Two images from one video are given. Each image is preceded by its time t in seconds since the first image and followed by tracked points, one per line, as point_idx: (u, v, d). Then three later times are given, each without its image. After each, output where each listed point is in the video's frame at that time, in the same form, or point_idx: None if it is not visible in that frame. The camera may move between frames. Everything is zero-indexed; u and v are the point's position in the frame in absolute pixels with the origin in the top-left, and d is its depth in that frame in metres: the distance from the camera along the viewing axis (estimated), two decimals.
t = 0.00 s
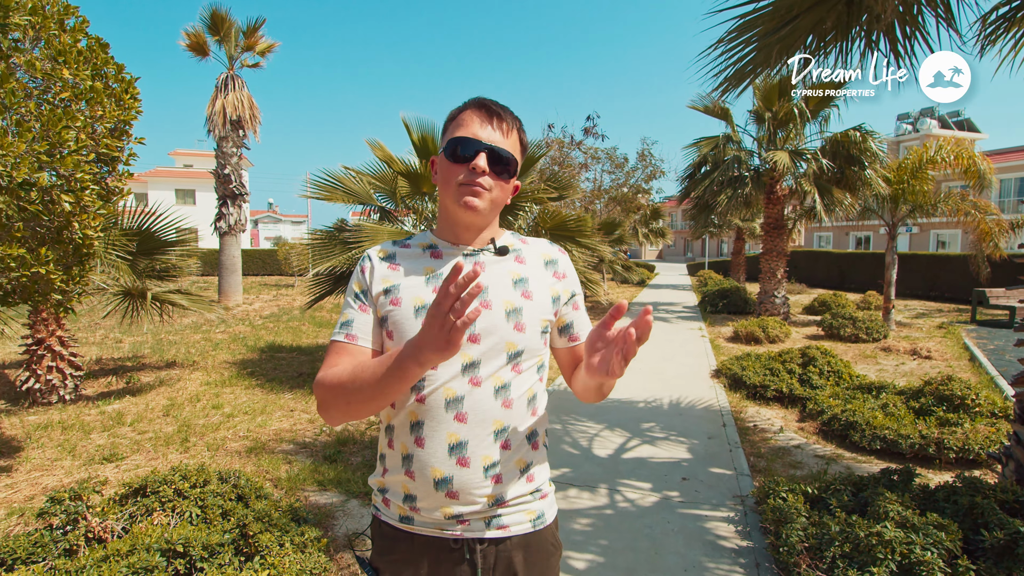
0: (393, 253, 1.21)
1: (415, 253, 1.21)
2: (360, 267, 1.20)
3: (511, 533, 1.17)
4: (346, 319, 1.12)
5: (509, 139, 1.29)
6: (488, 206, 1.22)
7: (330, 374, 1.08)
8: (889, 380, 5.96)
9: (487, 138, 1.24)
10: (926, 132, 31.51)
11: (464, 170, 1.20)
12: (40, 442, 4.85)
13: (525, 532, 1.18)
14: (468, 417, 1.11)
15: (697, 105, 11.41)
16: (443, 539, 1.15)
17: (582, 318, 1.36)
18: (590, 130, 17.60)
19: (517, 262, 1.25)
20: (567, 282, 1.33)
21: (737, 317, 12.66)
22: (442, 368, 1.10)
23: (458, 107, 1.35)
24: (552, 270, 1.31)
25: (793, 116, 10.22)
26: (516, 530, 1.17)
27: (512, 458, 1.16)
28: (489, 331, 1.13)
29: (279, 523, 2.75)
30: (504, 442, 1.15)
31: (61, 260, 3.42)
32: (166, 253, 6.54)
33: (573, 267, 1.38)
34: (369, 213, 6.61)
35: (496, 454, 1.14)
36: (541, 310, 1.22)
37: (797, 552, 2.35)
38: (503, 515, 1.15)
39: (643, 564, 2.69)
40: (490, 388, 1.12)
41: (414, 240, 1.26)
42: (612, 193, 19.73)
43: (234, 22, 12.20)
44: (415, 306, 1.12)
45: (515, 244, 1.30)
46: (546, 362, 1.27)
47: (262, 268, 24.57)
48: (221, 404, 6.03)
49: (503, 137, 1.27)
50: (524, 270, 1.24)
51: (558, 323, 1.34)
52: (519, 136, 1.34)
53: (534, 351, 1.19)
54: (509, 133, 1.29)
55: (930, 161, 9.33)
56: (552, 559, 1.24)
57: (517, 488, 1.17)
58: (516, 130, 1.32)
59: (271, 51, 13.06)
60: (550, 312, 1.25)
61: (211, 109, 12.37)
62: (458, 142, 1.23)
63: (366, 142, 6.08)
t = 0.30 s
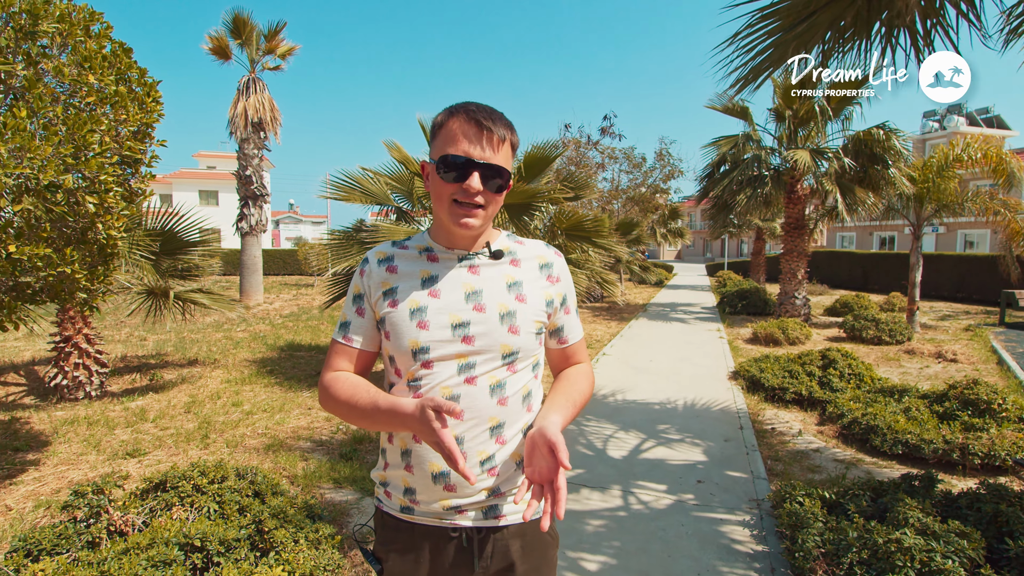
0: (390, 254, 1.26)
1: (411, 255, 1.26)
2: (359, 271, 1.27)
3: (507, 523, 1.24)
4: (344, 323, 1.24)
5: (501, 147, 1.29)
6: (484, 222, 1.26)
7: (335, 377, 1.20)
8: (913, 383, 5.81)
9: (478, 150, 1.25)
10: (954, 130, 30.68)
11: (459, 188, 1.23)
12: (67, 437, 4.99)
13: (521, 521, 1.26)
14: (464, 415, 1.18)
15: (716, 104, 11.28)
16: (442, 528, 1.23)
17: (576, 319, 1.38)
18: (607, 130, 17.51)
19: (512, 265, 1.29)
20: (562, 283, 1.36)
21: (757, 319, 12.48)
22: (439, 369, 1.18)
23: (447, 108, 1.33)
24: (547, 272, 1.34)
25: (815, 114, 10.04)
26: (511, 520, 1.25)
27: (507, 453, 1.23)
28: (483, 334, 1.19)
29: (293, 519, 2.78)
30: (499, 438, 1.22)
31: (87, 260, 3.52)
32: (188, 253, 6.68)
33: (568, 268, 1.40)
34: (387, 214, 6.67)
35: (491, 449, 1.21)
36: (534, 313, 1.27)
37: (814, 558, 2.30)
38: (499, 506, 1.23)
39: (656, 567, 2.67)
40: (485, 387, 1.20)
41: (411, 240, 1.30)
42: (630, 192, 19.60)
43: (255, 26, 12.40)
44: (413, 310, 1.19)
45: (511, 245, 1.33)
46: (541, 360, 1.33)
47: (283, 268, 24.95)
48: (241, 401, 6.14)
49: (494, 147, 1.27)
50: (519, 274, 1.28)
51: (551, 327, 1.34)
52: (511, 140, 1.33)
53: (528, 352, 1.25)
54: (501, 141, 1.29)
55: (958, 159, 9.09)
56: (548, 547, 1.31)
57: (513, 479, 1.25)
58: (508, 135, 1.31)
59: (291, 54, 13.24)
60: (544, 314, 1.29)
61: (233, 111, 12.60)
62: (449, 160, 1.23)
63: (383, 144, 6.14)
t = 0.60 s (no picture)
0: (383, 260, 1.31)
1: (402, 261, 1.30)
2: (355, 276, 1.33)
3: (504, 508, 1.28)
4: (342, 328, 1.31)
5: (483, 148, 1.31)
6: (471, 218, 1.28)
7: (340, 380, 1.30)
8: (937, 387, 5.66)
9: (459, 153, 1.28)
10: (983, 127, 29.85)
11: (444, 188, 1.25)
12: (92, 432, 5.12)
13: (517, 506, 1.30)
14: (458, 413, 1.22)
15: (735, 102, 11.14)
16: (442, 512, 1.27)
17: (566, 315, 1.39)
18: (624, 130, 17.42)
19: (501, 266, 1.31)
20: (551, 280, 1.37)
21: (776, 320, 12.29)
22: (433, 370, 1.22)
23: (429, 115, 1.35)
24: (535, 270, 1.35)
25: (836, 112, 9.86)
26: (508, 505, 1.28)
27: (502, 446, 1.27)
28: (473, 336, 1.22)
29: (306, 515, 2.80)
30: (493, 433, 1.26)
31: (111, 259, 3.61)
32: (210, 253, 6.81)
33: (558, 265, 1.41)
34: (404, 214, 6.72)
35: (487, 443, 1.25)
36: (523, 313, 1.29)
37: (828, 563, 2.26)
38: (496, 493, 1.27)
39: (667, 570, 2.65)
40: (478, 386, 1.23)
41: (402, 243, 1.34)
42: (647, 192, 19.44)
43: (276, 29, 12.60)
44: (405, 316, 1.24)
45: (500, 245, 1.35)
46: (533, 356, 1.36)
47: (303, 268, 25.30)
48: (259, 399, 6.24)
49: (475, 148, 1.29)
50: (507, 275, 1.30)
51: (541, 322, 1.38)
52: (493, 139, 1.34)
53: (519, 351, 1.28)
54: (482, 141, 1.30)
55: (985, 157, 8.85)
56: (543, 532, 1.35)
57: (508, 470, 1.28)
58: (490, 134, 1.33)
59: (311, 56, 13.42)
60: (533, 313, 1.31)
61: (254, 113, 12.82)
62: (433, 162, 1.26)
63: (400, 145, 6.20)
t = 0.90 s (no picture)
0: (379, 265, 1.32)
1: (398, 265, 1.31)
2: (353, 281, 1.34)
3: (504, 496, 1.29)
4: (342, 331, 1.34)
5: (469, 152, 1.32)
6: (462, 222, 1.29)
7: (341, 382, 1.33)
8: (963, 391, 5.51)
9: (447, 159, 1.29)
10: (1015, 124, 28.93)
11: (435, 195, 1.27)
12: (116, 427, 5.26)
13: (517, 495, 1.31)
14: (457, 411, 1.24)
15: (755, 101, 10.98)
16: (443, 500, 1.29)
17: (558, 314, 1.40)
18: (642, 129, 17.30)
19: (494, 269, 1.32)
20: (543, 281, 1.38)
21: (797, 321, 12.07)
22: (432, 372, 1.24)
23: (415, 124, 1.37)
24: (528, 273, 1.36)
25: (859, 110, 9.66)
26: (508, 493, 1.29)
27: (500, 442, 1.28)
28: (469, 339, 1.24)
29: (319, 511, 2.84)
30: (492, 429, 1.27)
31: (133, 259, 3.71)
32: (230, 253, 6.94)
33: (551, 265, 1.41)
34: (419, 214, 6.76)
35: (486, 440, 1.27)
36: (517, 314, 1.30)
37: (843, 569, 2.22)
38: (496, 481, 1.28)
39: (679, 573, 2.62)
40: (475, 387, 1.25)
41: (398, 247, 1.35)
42: (665, 192, 19.28)
43: (297, 33, 12.80)
44: (403, 320, 1.25)
45: (493, 247, 1.35)
46: (528, 354, 1.37)
47: (323, 268, 25.65)
48: (278, 397, 6.34)
49: (462, 153, 1.30)
50: (501, 278, 1.31)
51: (534, 321, 1.39)
52: (479, 143, 1.35)
53: (514, 351, 1.29)
54: (468, 146, 1.32)
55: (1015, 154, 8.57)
56: (543, 520, 1.36)
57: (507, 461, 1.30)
58: (476, 138, 1.34)
59: (331, 59, 13.59)
60: (527, 313, 1.32)
61: (276, 115, 13.04)
62: (422, 170, 1.28)
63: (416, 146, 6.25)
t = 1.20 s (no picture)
0: (386, 266, 1.34)
1: (405, 265, 1.32)
2: (361, 281, 1.35)
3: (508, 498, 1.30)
4: (348, 330, 1.36)
5: (469, 153, 1.32)
6: (465, 221, 1.30)
7: (351, 382, 1.34)
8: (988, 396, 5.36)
9: (447, 160, 1.30)
10: None
11: (436, 196, 1.28)
12: (137, 424, 5.38)
13: (521, 497, 1.31)
14: (462, 410, 1.24)
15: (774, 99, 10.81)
16: (448, 502, 1.29)
17: (562, 318, 1.39)
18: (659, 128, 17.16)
19: (498, 270, 1.32)
20: (548, 283, 1.38)
21: (816, 323, 11.85)
22: (436, 371, 1.24)
23: (416, 128, 1.38)
24: (532, 275, 1.36)
25: (881, 108, 9.46)
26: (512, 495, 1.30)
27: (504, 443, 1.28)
28: (473, 338, 1.24)
29: (330, 509, 2.87)
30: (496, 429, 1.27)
31: (152, 259, 3.80)
32: (249, 253, 7.03)
33: (555, 268, 1.41)
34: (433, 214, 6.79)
35: (490, 439, 1.27)
36: (521, 315, 1.30)
37: None
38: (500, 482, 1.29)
39: None
40: (479, 386, 1.25)
41: (405, 249, 1.37)
42: (683, 192, 19.08)
43: (315, 35, 12.94)
44: (408, 319, 1.26)
45: (498, 249, 1.36)
46: (532, 356, 1.37)
47: (342, 268, 25.95)
48: (294, 395, 6.42)
49: (461, 154, 1.31)
50: (505, 279, 1.31)
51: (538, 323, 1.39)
52: (479, 142, 1.36)
53: (517, 351, 1.29)
54: (467, 146, 1.32)
55: None
56: (547, 522, 1.36)
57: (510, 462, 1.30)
58: (475, 138, 1.34)
59: (349, 61, 13.72)
60: (531, 315, 1.32)
61: (295, 117, 13.21)
62: (423, 172, 1.29)
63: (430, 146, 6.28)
